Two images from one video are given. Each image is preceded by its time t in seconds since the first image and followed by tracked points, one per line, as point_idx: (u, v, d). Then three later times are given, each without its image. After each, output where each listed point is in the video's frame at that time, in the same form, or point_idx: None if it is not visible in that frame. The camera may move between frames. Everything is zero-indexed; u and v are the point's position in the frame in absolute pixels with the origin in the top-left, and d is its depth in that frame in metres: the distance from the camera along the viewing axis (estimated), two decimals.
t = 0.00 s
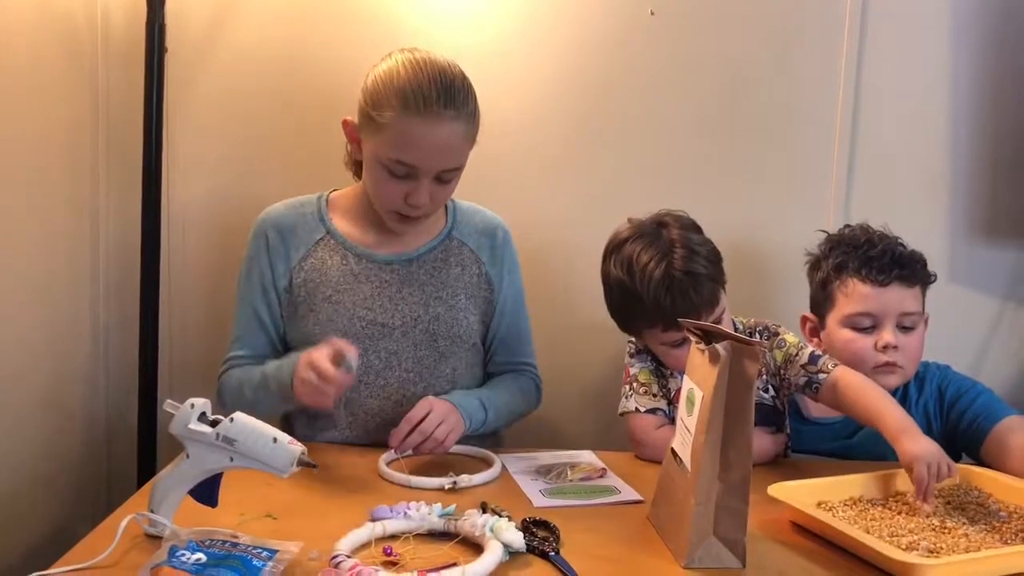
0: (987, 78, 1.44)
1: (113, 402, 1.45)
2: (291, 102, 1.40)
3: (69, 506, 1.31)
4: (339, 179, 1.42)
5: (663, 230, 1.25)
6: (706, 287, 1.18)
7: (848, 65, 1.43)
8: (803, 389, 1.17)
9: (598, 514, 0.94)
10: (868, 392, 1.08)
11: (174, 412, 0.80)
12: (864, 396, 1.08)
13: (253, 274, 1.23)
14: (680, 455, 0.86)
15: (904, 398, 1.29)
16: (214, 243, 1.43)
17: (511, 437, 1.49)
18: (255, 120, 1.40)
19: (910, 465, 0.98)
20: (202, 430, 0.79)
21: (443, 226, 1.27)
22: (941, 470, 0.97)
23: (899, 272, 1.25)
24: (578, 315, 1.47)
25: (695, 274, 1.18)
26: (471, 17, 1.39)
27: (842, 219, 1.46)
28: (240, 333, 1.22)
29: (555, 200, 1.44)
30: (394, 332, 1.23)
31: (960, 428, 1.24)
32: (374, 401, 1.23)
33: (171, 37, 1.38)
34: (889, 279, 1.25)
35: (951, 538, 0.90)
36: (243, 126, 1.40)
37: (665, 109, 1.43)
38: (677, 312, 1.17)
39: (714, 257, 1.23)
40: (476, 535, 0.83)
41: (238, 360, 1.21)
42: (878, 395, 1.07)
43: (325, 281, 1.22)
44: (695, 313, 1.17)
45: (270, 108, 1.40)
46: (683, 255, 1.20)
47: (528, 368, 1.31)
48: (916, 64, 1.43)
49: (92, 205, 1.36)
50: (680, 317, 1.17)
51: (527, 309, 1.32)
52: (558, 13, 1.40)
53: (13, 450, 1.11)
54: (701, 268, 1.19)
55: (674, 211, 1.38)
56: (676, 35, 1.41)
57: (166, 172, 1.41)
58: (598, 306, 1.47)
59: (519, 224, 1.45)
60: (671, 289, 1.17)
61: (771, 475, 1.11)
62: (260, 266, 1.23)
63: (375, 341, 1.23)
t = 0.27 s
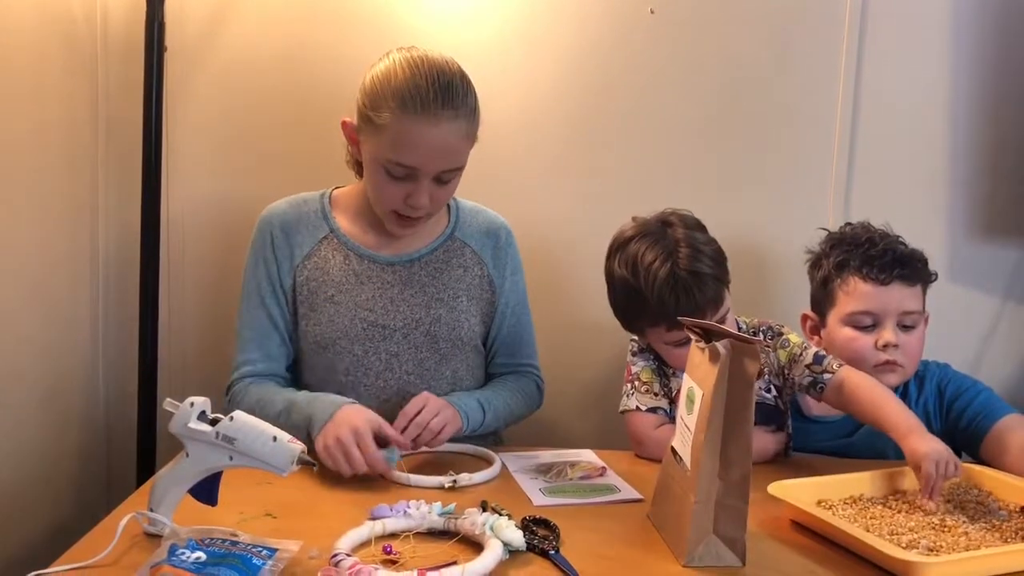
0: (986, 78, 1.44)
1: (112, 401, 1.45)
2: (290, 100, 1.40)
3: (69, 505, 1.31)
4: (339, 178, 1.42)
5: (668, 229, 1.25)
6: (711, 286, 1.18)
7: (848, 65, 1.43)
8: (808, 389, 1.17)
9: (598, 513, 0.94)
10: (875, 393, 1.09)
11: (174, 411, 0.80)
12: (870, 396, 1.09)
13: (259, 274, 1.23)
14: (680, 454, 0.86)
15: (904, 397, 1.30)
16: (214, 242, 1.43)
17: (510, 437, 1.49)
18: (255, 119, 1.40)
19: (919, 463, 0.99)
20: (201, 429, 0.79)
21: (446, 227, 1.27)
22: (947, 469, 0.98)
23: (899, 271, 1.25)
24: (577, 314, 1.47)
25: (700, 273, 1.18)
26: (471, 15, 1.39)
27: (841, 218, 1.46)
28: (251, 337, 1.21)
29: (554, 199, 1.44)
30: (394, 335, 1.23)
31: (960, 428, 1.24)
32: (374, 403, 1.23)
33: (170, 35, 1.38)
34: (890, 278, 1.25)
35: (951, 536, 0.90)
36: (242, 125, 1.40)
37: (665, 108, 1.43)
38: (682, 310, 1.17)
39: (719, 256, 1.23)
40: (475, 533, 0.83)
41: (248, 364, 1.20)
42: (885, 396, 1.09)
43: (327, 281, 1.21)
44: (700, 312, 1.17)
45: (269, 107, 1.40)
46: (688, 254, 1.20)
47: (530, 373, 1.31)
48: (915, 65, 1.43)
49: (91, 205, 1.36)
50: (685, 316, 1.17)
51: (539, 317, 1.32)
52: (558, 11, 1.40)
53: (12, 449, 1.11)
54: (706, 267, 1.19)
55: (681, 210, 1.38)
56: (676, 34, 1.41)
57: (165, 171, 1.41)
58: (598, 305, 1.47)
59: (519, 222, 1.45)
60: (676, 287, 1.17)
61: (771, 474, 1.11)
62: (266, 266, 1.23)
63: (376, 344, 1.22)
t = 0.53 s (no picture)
0: (985, 78, 1.44)
1: (111, 402, 1.45)
2: (290, 102, 1.40)
3: (68, 506, 1.31)
4: (338, 180, 1.42)
5: (673, 229, 1.25)
6: (714, 287, 1.18)
7: (848, 65, 1.43)
8: (814, 392, 1.17)
9: (597, 514, 0.94)
10: (881, 395, 1.09)
11: (173, 412, 0.80)
12: (876, 398, 1.09)
13: (265, 273, 1.22)
14: (679, 454, 0.86)
15: (904, 397, 1.29)
16: (213, 243, 1.43)
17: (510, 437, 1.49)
18: (254, 120, 1.40)
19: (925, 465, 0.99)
20: (201, 430, 0.79)
21: (454, 229, 1.27)
22: (954, 473, 0.98)
23: (902, 272, 1.25)
24: (576, 314, 1.47)
25: (703, 274, 1.18)
26: (470, 16, 1.39)
27: (841, 218, 1.46)
28: (256, 337, 1.20)
29: (554, 199, 1.44)
30: (402, 336, 1.23)
31: (960, 428, 1.24)
32: (379, 405, 1.24)
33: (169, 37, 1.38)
34: (893, 278, 1.25)
35: (950, 536, 0.90)
36: (241, 126, 1.40)
37: (664, 108, 1.43)
38: (685, 310, 1.18)
39: (723, 257, 1.23)
40: (475, 534, 0.83)
41: (253, 366, 1.18)
42: (891, 398, 1.08)
43: (335, 281, 1.21)
44: (703, 313, 1.18)
45: (269, 108, 1.40)
46: (691, 254, 1.20)
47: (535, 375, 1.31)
48: (916, 65, 1.43)
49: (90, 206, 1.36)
50: (688, 317, 1.18)
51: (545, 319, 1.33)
52: (557, 12, 1.40)
53: (11, 450, 1.11)
54: (709, 267, 1.19)
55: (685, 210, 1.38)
56: (675, 34, 1.41)
57: (164, 173, 1.41)
58: (597, 305, 1.47)
59: (518, 223, 1.45)
60: (680, 288, 1.18)
61: (770, 474, 1.11)
62: (272, 266, 1.22)
63: (383, 345, 1.22)
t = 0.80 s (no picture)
0: (983, 79, 1.44)
1: (110, 405, 1.45)
2: (288, 104, 1.40)
3: (67, 509, 1.31)
4: (337, 182, 1.42)
5: (677, 231, 1.25)
6: (719, 287, 1.18)
7: (848, 65, 1.43)
8: (815, 397, 1.17)
9: (596, 516, 0.94)
10: (884, 399, 1.10)
11: (171, 415, 0.81)
12: (880, 401, 1.10)
13: (269, 275, 1.22)
14: (678, 456, 0.86)
15: (903, 399, 1.29)
16: (211, 246, 1.43)
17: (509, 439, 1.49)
18: (252, 122, 1.40)
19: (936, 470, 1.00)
20: (199, 433, 0.79)
21: (457, 228, 1.27)
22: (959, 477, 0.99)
23: (904, 274, 1.25)
24: (575, 316, 1.47)
25: (709, 275, 1.18)
26: (468, 18, 1.39)
27: (841, 219, 1.46)
28: (261, 339, 1.20)
29: (552, 201, 1.44)
30: (406, 335, 1.23)
31: (958, 429, 1.24)
32: (382, 405, 1.24)
33: (167, 40, 1.38)
34: (894, 281, 1.25)
35: (948, 537, 0.90)
36: (239, 128, 1.40)
37: (662, 110, 1.43)
38: (691, 311, 1.18)
39: (728, 259, 1.23)
40: (473, 537, 0.83)
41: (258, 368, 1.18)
42: (894, 402, 1.10)
43: (338, 281, 1.21)
44: (708, 314, 1.18)
45: (267, 111, 1.40)
46: (697, 256, 1.20)
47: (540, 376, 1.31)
48: (915, 65, 1.43)
49: (88, 208, 1.36)
50: (693, 318, 1.18)
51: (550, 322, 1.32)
52: (555, 13, 1.40)
53: (10, 453, 1.11)
54: (714, 268, 1.19)
55: (691, 212, 1.38)
56: (673, 36, 1.41)
57: (163, 176, 1.41)
58: (596, 307, 1.47)
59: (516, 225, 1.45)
60: (685, 289, 1.18)
61: (768, 475, 1.11)
62: (276, 266, 1.22)
63: (386, 344, 1.22)
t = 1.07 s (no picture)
0: (981, 80, 1.44)
1: (108, 407, 1.45)
2: (286, 107, 1.40)
3: (65, 511, 1.31)
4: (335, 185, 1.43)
5: (681, 232, 1.25)
6: (723, 288, 1.18)
7: (845, 66, 1.43)
8: (816, 397, 1.18)
9: (594, 519, 0.94)
10: (889, 401, 1.12)
11: (170, 418, 0.81)
12: (884, 403, 1.12)
13: (271, 275, 1.21)
14: (676, 458, 0.86)
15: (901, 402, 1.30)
16: (209, 248, 1.43)
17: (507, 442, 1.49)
18: (250, 125, 1.40)
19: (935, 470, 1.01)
20: (197, 436, 0.79)
21: (450, 226, 1.28)
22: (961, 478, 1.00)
23: (905, 278, 1.26)
24: (574, 318, 1.47)
25: (712, 275, 1.19)
26: (467, 20, 1.39)
27: (839, 222, 1.46)
28: (264, 340, 1.18)
29: (551, 203, 1.44)
30: (407, 330, 1.23)
31: (957, 430, 1.24)
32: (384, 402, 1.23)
33: (165, 43, 1.38)
34: (895, 285, 1.25)
35: (946, 539, 0.90)
36: (238, 131, 1.40)
37: (661, 112, 1.43)
38: (694, 312, 1.18)
39: (731, 260, 1.23)
40: (472, 539, 0.84)
41: (264, 368, 1.16)
42: (898, 404, 1.11)
43: (339, 278, 1.21)
44: (712, 315, 1.18)
45: (266, 113, 1.40)
46: (700, 257, 1.20)
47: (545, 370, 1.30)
48: (912, 67, 1.44)
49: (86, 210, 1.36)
50: (696, 318, 1.18)
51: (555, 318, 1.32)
52: (553, 16, 1.40)
53: (8, 455, 1.11)
54: (718, 269, 1.19)
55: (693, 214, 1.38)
56: (671, 38, 1.42)
57: (161, 178, 1.41)
58: (595, 309, 1.47)
59: (515, 227, 1.45)
60: (689, 290, 1.18)
61: (767, 477, 1.11)
62: (277, 266, 1.22)
63: (389, 339, 1.22)
